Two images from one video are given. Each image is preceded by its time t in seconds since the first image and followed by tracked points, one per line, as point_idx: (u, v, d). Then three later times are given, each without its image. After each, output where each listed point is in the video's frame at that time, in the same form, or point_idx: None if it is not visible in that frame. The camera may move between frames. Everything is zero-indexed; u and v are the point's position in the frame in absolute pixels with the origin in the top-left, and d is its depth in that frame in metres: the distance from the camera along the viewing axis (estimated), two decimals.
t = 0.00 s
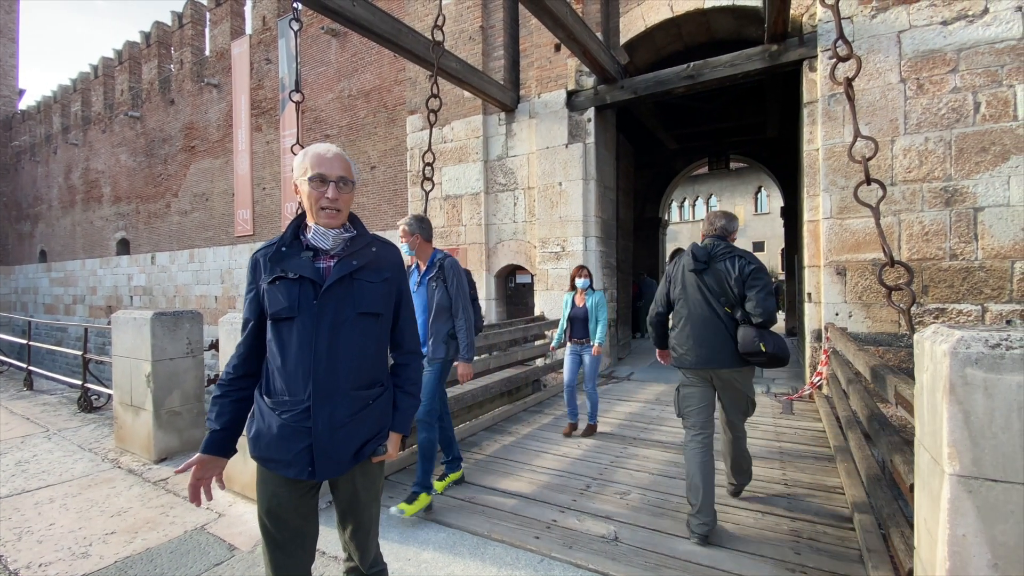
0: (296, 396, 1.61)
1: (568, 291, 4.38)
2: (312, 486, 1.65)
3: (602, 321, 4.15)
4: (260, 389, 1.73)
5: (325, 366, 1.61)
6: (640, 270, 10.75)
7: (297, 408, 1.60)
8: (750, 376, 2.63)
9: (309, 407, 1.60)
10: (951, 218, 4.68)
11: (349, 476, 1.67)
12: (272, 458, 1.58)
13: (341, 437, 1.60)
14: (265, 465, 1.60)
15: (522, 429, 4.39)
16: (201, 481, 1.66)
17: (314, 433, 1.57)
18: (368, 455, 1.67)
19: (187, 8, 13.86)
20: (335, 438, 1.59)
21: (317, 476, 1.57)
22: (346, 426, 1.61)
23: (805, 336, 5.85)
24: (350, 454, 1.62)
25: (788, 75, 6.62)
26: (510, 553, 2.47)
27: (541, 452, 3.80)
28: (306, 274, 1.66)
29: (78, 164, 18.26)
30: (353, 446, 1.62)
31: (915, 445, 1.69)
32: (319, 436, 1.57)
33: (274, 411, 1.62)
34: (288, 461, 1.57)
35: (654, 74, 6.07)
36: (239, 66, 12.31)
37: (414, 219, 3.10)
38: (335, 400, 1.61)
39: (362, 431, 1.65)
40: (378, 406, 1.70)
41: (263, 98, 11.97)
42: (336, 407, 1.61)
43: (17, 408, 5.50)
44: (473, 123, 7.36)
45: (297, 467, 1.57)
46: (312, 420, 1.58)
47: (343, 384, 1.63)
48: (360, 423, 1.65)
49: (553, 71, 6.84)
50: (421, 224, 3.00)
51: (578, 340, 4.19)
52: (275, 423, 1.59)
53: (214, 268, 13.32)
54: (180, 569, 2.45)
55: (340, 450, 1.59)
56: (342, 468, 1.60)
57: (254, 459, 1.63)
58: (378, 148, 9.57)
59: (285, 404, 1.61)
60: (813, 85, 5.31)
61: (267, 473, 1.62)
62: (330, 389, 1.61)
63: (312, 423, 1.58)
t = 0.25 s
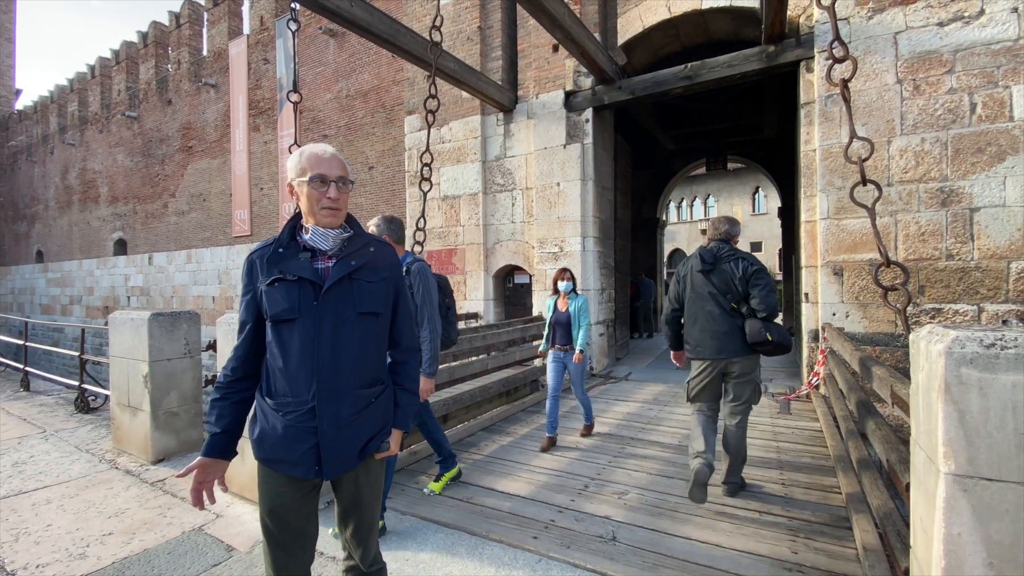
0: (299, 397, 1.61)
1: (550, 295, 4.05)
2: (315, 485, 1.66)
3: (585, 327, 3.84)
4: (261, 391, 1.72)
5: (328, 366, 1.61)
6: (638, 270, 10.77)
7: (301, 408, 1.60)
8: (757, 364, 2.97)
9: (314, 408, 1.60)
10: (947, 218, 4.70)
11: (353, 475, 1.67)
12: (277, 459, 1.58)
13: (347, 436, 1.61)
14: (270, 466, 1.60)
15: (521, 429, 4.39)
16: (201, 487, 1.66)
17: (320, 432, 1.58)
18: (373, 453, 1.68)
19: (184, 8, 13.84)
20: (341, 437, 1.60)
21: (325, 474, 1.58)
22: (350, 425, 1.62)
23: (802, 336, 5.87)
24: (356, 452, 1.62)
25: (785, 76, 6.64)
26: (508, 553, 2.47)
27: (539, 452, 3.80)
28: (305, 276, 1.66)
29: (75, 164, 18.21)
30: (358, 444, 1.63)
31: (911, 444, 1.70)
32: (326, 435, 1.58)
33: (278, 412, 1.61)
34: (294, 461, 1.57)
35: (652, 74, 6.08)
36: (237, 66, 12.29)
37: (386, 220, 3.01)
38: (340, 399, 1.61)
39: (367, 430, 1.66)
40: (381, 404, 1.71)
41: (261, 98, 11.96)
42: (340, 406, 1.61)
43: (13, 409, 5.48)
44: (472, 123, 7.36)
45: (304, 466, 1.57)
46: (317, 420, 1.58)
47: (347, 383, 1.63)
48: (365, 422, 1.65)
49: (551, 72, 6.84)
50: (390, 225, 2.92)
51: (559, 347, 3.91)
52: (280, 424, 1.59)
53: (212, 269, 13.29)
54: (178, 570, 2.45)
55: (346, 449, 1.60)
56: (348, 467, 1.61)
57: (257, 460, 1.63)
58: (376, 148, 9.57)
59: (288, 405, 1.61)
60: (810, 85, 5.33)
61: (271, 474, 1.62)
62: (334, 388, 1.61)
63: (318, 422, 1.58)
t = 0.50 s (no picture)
0: (303, 396, 1.61)
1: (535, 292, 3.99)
2: (318, 483, 1.66)
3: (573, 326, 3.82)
4: (261, 392, 1.71)
5: (333, 364, 1.61)
6: (636, 270, 10.78)
7: (306, 407, 1.60)
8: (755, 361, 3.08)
9: (318, 406, 1.60)
10: (944, 218, 4.72)
11: (356, 473, 1.68)
12: (283, 459, 1.58)
13: (352, 433, 1.62)
14: (275, 466, 1.60)
15: (519, 429, 4.40)
16: (200, 491, 1.65)
17: (326, 431, 1.58)
18: (376, 449, 1.69)
19: (181, 8, 13.81)
20: (347, 434, 1.61)
21: (331, 472, 1.59)
22: (356, 422, 1.63)
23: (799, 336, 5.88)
24: (361, 449, 1.64)
25: (783, 76, 6.65)
26: (507, 552, 2.48)
27: (538, 452, 3.81)
28: (306, 275, 1.66)
29: (72, 165, 18.16)
30: (363, 441, 1.64)
31: (908, 443, 1.71)
32: (331, 433, 1.58)
33: (282, 412, 1.61)
34: (301, 460, 1.57)
35: (650, 75, 6.09)
36: (234, 66, 12.28)
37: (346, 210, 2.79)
38: (344, 397, 1.62)
39: (371, 427, 1.67)
40: (383, 401, 1.72)
41: (258, 98, 11.94)
42: (345, 404, 1.62)
43: (11, 410, 5.47)
44: (470, 123, 7.36)
45: (311, 465, 1.57)
46: (322, 418, 1.59)
47: (351, 381, 1.64)
48: (368, 419, 1.66)
49: (549, 72, 6.85)
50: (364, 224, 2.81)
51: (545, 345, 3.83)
52: (284, 424, 1.59)
53: (209, 269, 13.27)
54: (176, 570, 2.45)
55: (352, 446, 1.61)
56: (354, 464, 1.62)
57: (262, 460, 1.63)
58: (374, 148, 9.56)
59: (293, 404, 1.61)
60: (807, 86, 5.35)
61: (275, 474, 1.62)
62: (338, 386, 1.62)
63: (323, 420, 1.58)
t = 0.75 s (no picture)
0: (302, 395, 1.61)
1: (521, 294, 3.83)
2: (317, 482, 1.67)
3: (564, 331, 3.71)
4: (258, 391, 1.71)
5: (332, 363, 1.62)
6: (635, 269, 10.79)
7: (304, 407, 1.60)
8: (751, 355, 3.32)
9: (317, 405, 1.60)
10: (941, 217, 4.73)
11: (355, 472, 1.68)
12: (281, 458, 1.58)
13: (351, 432, 1.62)
14: (273, 465, 1.60)
15: (518, 429, 4.40)
16: (209, 469, 1.49)
17: (325, 430, 1.58)
18: (375, 449, 1.70)
19: (179, 7, 13.78)
20: (346, 433, 1.61)
21: (331, 471, 1.59)
22: (354, 421, 1.63)
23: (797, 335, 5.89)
24: (360, 448, 1.64)
25: (781, 76, 6.66)
26: (506, 552, 2.48)
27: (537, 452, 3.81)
28: (306, 275, 1.66)
29: (69, 164, 18.12)
30: (362, 440, 1.65)
31: (905, 442, 1.71)
32: (330, 432, 1.59)
33: (280, 412, 1.61)
34: (299, 459, 1.57)
35: (648, 74, 6.10)
36: (232, 66, 12.25)
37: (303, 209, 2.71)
38: (343, 396, 1.62)
39: (370, 426, 1.68)
40: (382, 400, 1.73)
41: (256, 98, 11.93)
42: (344, 404, 1.62)
43: (8, 410, 5.46)
44: (468, 123, 7.36)
45: (309, 464, 1.58)
46: (322, 417, 1.59)
47: (350, 380, 1.64)
48: (367, 418, 1.67)
49: (547, 72, 6.85)
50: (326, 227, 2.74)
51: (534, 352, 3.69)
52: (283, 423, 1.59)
53: (207, 269, 13.25)
54: (175, 570, 2.45)
55: (351, 445, 1.61)
56: (353, 463, 1.62)
57: (260, 460, 1.62)
58: (372, 148, 9.55)
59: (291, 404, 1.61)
60: (805, 85, 5.36)
61: (273, 473, 1.61)
62: (337, 386, 1.62)
63: (322, 419, 1.59)
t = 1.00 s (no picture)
0: (297, 393, 1.61)
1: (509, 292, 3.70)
2: (312, 482, 1.67)
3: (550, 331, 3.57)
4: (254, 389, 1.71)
5: (328, 361, 1.62)
6: (633, 269, 10.79)
7: (299, 405, 1.60)
8: (748, 345, 3.68)
9: (312, 403, 1.61)
10: (939, 216, 4.74)
11: (351, 472, 1.68)
12: (275, 457, 1.58)
13: (346, 432, 1.62)
14: (266, 463, 1.59)
15: (517, 428, 4.40)
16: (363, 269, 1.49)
17: (319, 429, 1.59)
18: (370, 449, 1.70)
19: (177, 7, 13.75)
20: (341, 432, 1.61)
21: (325, 470, 1.60)
22: (349, 420, 1.63)
23: (796, 334, 5.90)
24: (355, 448, 1.64)
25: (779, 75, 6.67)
26: (505, 551, 2.48)
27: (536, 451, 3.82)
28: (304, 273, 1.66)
29: (67, 165, 18.07)
30: (357, 440, 1.65)
31: (903, 440, 1.71)
32: (325, 431, 1.59)
33: (275, 410, 1.61)
34: (293, 458, 1.57)
35: (646, 74, 6.10)
36: (230, 66, 12.23)
37: (263, 212, 2.74)
38: (339, 395, 1.63)
39: (365, 426, 1.68)
40: (378, 400, 1.73)
41: (255, 97, 11.91)
42: (339, 402, 1.62)
43: (6, 411, 5.45)
44: (467, 122, 7.36)
45: (304, 463, 1.58)
46: (316, 415, 1.59)
47: (345, 379, 1.64)
48: (363, 418, 1.67)
49: (546, 71, 6.85)
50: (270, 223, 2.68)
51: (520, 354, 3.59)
52: (277, 421, 1.59)
53: (206, 269, 13.23)
54: (174, 570, 2.45)
55: (345, 444, 1.61)
56: (347, 462, 1.63)
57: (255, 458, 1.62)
58: (371, 148, 9.55)
59: (286, 402, 1.61)
60: (803, 85, 5.36)
61: (268, 471, 1.62)
62: (332, 385, 1.62)
63: (317, 418, 1.59)
